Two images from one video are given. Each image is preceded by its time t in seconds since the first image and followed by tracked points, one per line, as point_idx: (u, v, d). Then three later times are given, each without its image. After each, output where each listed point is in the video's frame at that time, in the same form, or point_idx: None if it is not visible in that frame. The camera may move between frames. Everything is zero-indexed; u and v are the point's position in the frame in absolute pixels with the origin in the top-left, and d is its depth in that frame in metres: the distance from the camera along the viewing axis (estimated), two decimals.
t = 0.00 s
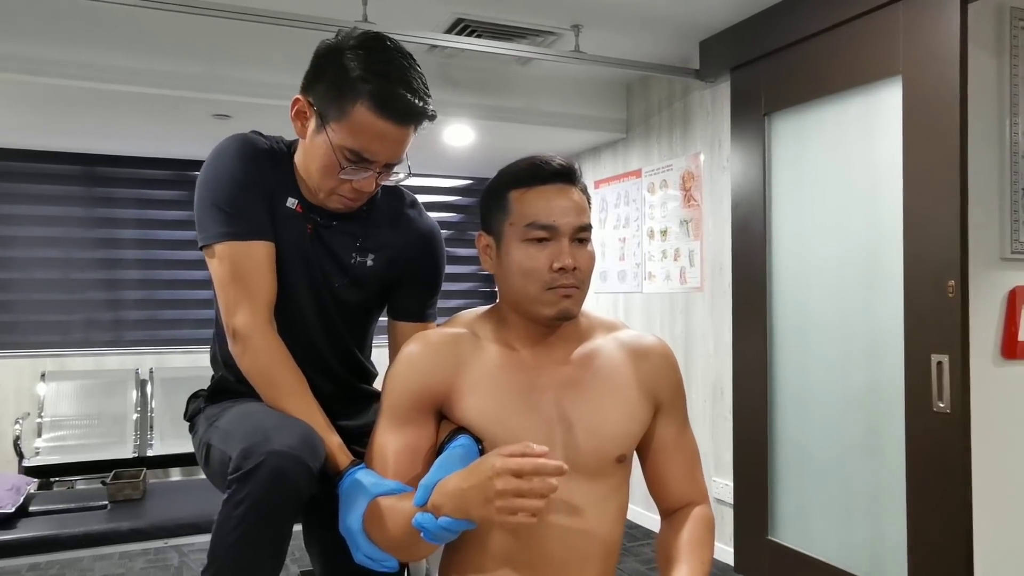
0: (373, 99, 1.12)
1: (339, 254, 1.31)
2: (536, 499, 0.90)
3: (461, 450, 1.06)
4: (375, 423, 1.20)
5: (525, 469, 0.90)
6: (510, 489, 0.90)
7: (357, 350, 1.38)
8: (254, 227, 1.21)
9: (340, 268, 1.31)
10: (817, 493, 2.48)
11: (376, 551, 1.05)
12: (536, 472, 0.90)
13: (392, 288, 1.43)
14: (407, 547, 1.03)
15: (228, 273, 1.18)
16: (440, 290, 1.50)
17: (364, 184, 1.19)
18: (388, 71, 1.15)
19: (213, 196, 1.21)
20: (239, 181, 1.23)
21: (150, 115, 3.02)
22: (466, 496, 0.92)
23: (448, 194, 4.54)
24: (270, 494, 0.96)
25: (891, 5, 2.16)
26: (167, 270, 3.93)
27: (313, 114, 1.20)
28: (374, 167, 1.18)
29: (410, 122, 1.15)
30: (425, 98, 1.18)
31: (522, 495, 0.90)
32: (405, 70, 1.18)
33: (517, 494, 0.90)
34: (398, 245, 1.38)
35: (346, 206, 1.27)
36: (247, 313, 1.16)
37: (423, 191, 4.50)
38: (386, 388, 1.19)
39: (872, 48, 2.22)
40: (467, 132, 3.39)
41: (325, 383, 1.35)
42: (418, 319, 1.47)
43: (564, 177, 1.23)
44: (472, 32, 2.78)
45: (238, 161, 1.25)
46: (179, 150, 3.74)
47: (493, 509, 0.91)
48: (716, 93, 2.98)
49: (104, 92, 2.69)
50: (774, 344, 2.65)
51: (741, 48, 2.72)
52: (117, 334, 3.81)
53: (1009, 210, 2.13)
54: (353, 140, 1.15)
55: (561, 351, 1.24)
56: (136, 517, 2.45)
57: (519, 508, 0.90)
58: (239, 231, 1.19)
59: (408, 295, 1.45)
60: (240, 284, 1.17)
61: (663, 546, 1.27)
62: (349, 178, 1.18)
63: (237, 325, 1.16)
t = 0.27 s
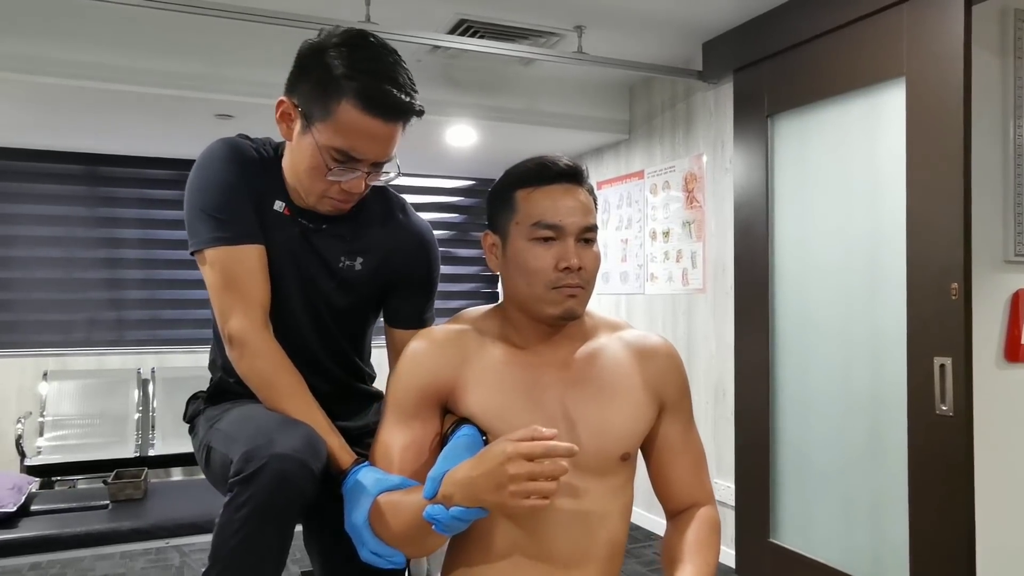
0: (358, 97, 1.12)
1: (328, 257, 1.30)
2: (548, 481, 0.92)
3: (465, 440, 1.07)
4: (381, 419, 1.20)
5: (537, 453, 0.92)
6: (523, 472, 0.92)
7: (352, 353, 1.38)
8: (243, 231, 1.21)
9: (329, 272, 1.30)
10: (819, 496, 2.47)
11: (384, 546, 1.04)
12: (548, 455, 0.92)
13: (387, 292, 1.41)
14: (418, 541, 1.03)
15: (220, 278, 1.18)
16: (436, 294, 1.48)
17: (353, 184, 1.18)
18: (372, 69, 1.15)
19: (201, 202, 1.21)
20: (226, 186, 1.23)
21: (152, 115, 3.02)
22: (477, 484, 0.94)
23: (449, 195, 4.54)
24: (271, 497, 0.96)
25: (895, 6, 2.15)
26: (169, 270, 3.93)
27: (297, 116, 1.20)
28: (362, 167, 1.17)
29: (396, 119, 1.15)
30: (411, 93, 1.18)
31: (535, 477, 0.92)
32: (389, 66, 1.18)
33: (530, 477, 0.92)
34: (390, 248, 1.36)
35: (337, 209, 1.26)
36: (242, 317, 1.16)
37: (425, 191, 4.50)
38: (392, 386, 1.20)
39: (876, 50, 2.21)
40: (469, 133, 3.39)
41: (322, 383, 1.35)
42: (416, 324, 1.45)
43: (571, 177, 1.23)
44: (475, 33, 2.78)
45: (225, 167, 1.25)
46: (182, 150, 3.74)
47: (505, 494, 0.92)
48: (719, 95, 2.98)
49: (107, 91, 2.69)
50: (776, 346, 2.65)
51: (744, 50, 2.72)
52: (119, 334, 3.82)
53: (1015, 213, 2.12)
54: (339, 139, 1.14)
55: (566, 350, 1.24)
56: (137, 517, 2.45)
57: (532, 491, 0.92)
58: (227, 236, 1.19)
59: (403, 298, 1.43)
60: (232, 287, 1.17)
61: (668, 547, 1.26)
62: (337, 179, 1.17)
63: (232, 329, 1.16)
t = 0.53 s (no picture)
0: (344, 99, 1.10)
1: (322, 261, 1.29)
2: (561, 474, 0.92)
3: (466, 438, 1.07)
4: (381, 416, 1.21)
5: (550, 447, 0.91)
6: (537, 466, 0.91)
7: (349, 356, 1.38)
8: (238, 233, 1.21)
9: (324, 275, 1.30)
10: (821, 499, 2.46)
11: (388, 548, 1.05)
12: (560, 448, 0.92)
13: (383, 296, 1.40)
14: (422, 541, 1.02)
15: (215, 281, 1.18)
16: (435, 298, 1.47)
17: (345, 188, 1.18)
18: (358, 68, 1.13)
19: (196, 204, 1.21)
20: (220, 188, 1.23)
21: (154, 115, 3.02)
22: (489, 480, 0.93)
23: (451, 196, 4.54)
24: (266, 501, 0.96)
25: (898, 9, 2.15)
26: (170, 270, 3.94)
27: (286, 120, 1.19)
28: (352, 170, 1.17)
29: (385, 121, 1.13)
30: (401, 92, 1.16)
31: (548, 471, 0.92)
32: (378, 65, 1.16)
33: (544, 470, 0.91)
34: (386, 251, 1.35)
35: (332, 212, 1.26)
36: (236, 320, 1.17)
37: (427, 192, 4.50)
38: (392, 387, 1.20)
39: (878, 52, 2.21)
40: (471, 134, 3.39)
41: (320, 385, 1.35)
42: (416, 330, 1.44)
43: (571, 179, 1.23)
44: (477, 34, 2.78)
45: (220, 169, 1.25)
46: (183, 150, 3.75)
47: (519, 489, 0.91)
48: (721, 97, 2.98)
49: (109, 92, 2.69)
50: (777, 348, 2.65)
51: (746, 51, 2.71)
52: (121, 334, 3.82)
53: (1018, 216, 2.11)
54: (327, 143, 1.13)
55: (565, 352, 1.24)
56: (137, 517, 2.45)
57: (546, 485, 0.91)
58: (222, 238, 1.19)
59: (401, 303, 1.41)
60: (226, 290, 1.18)
61: (666, 549, 1.26)
62: (327, 184, 1.17)
63: (226, 332, 1.16)
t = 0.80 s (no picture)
0: (350, 114, 1.09)
1: (325, 265, 1.29)
2: (571, 465, 0.94)
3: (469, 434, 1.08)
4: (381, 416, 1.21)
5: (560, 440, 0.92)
6: (548, 459, 0.92)
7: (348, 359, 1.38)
8: (240, 236, 1.21)
9: (326, 279, 1.30)
10: (821, 501, 2.46)
11: (397, 549, 1.04)
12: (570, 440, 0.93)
13: (386, 300, 1.41)
14: (428, 540, 1.03)
15: (215, 283, 1.18)
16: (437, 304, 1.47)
17: (352, 201, 1.18)
18: (364, 82, 1.12)
19: (198, 206, 1.21)
20: (223, 190, 1.23)
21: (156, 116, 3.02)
22: (500, 475, 0.94)
23: (453, 197, 4.54)
24: (267, 506, 0.96)
25: (899, 10, 2.15)
26: (172, 270, 3.94)
27: (292, 131, 1.18)
28: (360, 183, 1.17)
29: (392, 135, 1.12)
30: (407, 105, 1.15)
31: (558, 463, 0.93)
32: (385, 77, 1.14)
33: (554, 462, 0.93)
34: (388, 256, 1.35)
35: (338, 222, 1.26)
36: (236, 323, 1.17)
37: (429, 193, 4.50)
38: (392, 388, 1.20)
39: (879, 54, 2.21)
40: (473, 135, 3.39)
41: (321, 388, 1.36)
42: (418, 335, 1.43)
43: (572, 181, 1.23)
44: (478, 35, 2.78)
45: (223, 171, 1.25)
46: (185, 151, 3.75)
47: (531, 483, 0.93)
48: (722, 98, 2.98)
49: (111, 92, 2.69)
50: (778, 350, 2.65)
51: (748, 53, 2.71)
52: (122, 334, 3.83)
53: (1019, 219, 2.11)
54: (334, 157, 1.13)
55: (565, 355, 1.24)
56: (138, 518, 2.45)
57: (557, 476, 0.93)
58: (223, 240, 1.19)
59: (403, 308, 1.41)
60: (225, 293, 1.18)
61: (664, 553, 1.26)
62: (334, 196, 1.17)
63: (226, 335, 1.16)
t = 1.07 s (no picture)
0: (365, 126, 1.09)
1: (333, 270, 1.29)
2: (584, 458, 0.95)
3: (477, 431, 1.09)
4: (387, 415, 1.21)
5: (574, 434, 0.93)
6: (563, 452, 0.93)
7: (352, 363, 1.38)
8: (246, 240, 1.21)
9: (333, 284, 1.30)
10: (822, 502, 2.46)
11: (410, 548, 1.05)
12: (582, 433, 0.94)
13: (392, 305, 1.41)
14: (441, 537, 1.04)
15: (220, 286, 1.18)
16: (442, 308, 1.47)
17: (365, 211, 1.19)
18: (378, 94, 1.12)
19: (205, 208, 1.21)
20: (230, 193, 1.22)
21: (158, 116, 3.03)
22: (514, 470, 0.95)
23: (454, 198, 4.54)
24: (275, 511, 0.96)
25: (900, 12, 2.15)
26: (174, 271, 3.95)
27: (305, 142, 1.18)
28: (373, 193, 1.18)
29: (406, 148, 1.13)
30: (421, 116, 1.14)
31: (573, 455, 0.94)
32: (399, 88, 1.14)
33: (569, 455, 0.94)
34: (395, 262, 1.35)
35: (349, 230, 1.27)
36: (240, 328, 1.17)
37: (430, 194, 4.51)
38: (398, 389, 1.20)
39: (880, 56, 2.21)
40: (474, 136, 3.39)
41: (325, 391, 1.37)
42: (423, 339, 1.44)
43: (576, 182, 1.23)
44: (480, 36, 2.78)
45: (231, 172, 1.24)
46: (187, 152, 3.76)
47: (547, 477, 0.94)
48: (723, 100, 2.98)
49: (113, 93, 2.70)
50: (779, 351, 2.65)
51: (749, 54, 2.71)
52: (124, 334, 3.84)
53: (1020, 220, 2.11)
54: (349, 169, 1.13)
55: (569, 358, 1.24)
56: (139, 518, 2.45)
57: (573, 469, 0.94)
58: (230, 244, 1.19)
59: (409, 312, 1.42)
60: (230, 297, 1.18)
61: (667, 555, 1.26)
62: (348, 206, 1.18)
63: (230, 340, 1.16)
